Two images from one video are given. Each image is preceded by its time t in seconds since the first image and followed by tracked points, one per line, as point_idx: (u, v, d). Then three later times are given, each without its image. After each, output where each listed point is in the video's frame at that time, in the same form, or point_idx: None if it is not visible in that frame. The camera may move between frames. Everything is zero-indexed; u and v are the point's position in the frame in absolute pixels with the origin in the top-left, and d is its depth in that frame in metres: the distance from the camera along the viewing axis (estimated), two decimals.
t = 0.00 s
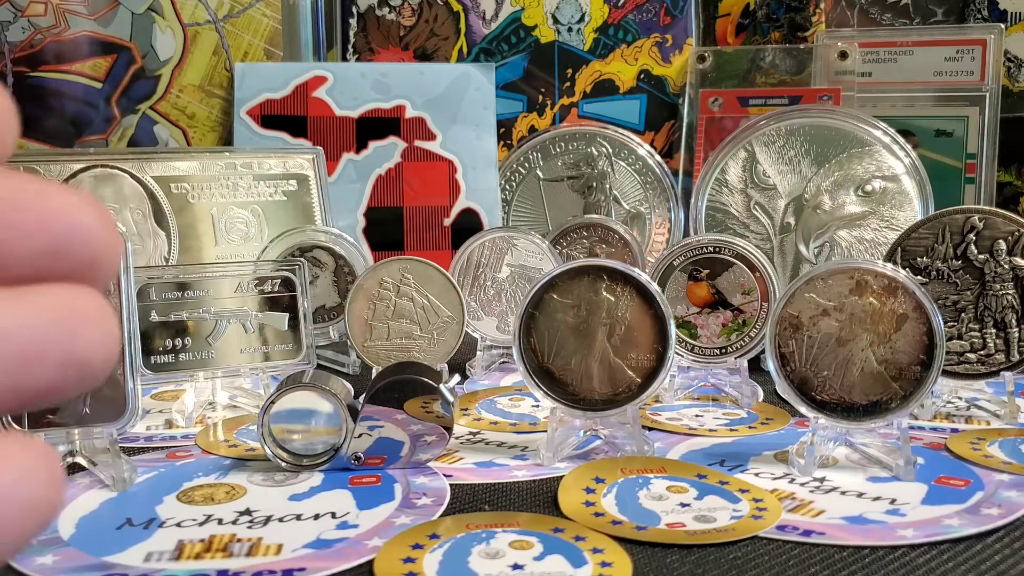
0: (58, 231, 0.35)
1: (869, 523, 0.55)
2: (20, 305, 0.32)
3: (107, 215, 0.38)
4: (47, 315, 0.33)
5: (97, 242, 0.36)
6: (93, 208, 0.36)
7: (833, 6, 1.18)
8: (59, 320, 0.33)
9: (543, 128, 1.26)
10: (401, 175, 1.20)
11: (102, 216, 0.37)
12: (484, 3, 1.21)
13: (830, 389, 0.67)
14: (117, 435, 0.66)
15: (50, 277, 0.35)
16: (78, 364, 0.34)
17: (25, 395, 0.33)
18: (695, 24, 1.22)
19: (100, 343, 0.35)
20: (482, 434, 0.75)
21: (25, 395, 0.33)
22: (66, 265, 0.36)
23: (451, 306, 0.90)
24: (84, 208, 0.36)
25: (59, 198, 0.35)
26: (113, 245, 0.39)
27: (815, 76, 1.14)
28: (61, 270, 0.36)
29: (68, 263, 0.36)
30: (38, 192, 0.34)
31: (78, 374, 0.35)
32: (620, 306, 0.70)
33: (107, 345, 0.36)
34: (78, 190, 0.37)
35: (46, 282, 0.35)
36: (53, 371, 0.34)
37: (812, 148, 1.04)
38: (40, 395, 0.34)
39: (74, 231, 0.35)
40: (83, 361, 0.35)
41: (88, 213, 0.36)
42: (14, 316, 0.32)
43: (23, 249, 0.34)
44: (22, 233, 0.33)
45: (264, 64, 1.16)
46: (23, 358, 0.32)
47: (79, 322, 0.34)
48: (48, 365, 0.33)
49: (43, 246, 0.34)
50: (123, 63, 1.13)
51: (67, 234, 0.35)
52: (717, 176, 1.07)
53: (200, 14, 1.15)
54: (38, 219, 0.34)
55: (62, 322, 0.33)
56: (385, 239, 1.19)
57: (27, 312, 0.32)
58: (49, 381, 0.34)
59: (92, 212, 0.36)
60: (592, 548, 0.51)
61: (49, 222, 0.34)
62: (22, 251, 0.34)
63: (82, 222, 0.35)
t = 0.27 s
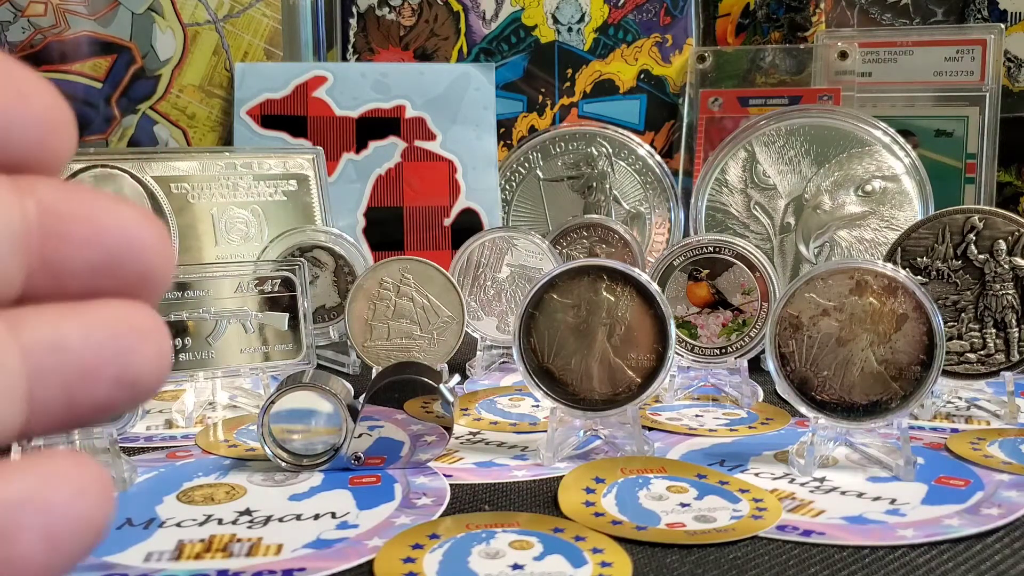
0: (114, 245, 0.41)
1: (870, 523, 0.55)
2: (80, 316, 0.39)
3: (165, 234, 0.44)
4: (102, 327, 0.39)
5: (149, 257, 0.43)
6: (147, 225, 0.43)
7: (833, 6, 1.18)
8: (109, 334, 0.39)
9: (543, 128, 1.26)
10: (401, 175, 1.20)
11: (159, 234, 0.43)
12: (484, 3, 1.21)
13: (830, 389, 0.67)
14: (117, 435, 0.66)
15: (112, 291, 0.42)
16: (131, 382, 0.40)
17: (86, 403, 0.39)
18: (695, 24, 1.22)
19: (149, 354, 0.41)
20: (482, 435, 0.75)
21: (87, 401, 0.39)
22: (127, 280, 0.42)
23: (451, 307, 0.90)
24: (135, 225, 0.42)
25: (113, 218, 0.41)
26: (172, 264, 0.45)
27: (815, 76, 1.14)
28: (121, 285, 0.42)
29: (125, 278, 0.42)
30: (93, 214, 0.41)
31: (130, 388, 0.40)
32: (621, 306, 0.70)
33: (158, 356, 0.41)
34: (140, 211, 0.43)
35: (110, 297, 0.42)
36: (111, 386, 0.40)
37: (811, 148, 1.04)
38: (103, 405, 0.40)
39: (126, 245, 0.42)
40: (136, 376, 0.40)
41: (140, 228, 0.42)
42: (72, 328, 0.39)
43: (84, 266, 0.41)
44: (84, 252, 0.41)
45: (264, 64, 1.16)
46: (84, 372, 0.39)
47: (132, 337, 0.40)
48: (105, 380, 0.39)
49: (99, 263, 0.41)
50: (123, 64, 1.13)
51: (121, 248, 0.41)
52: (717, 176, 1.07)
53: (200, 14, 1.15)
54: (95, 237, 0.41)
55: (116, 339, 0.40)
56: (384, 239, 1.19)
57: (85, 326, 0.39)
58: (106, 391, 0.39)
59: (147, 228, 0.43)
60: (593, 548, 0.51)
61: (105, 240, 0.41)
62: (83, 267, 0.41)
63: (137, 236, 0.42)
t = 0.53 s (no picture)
0: (189, 281, 0.33)
1: (870, 523, 0.55)
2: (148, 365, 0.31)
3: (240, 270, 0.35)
4: (169, 370, 0.31)
5: (223, 294, 0.34)
6: (225, 261, 0.34)
7: (833, 6, 1.18)
8: (180, 380, 0.31)
9: (543, 127, 1.26)
10: (401, 175, 1.20)
11: (233, 270, 0.35)
12: (484, 3, 1.21)
13: (830, 388, 0.67)
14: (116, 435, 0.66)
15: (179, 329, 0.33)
16: (193, 433, 0.32)
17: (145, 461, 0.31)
18: (695, 24, 1.22)
19: (223, 403, 0.33)
20: (482, 434, 0.75)
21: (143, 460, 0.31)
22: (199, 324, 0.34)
23: (451, 307, 0.90)
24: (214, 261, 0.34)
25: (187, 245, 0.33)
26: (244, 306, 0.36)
27: (815, 76, 1.14)
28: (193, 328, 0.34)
29: (191, 316, 0.33)
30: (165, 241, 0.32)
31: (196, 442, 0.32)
32: (620, 306, 0.70)
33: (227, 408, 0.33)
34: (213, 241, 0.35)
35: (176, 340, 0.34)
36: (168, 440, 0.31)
37: (812, 148, 1.04)
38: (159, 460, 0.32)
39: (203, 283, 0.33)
40: (201, 428, 0.32)
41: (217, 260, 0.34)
42: (133, 380, 0.30)
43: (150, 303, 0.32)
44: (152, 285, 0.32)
45: (264, 64, 1.16)
46: (141, 423, 0.30)
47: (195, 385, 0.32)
48: (166, 431, 0.31)
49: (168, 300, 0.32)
50: (123, 64, 1.13)
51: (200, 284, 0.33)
52: (717, 176, 1.07)
53: (200, 14, 1.15)
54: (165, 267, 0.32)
55: (179, 384, 0.31)
56: (385, 239, 1.19)
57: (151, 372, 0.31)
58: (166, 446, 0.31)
59: (221, 262, 0.34)
60: (592, 548, 0.51)
61: (180, 272, 0.32)
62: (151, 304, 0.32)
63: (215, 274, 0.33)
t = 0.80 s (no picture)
0: (210, 280, 0.33)
1: (869, 523, 0.55)
2: (170, 361, 0.31)
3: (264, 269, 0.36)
4: (192, 369, 0.32)
5: (246, 292, 0.34)
6: (248, 258, 0.34)
7: (833, 6, 1.18)
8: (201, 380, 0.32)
9: (543, 127, 1.26)
10: (401, 175, 1.20)
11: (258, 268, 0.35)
12: (484, 3, 1.21)
13: (830, 389, 0.67)
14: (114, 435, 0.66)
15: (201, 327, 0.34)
16: (215, 435, 0.32)
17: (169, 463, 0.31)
18: (695, 24, 1.22)
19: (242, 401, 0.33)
20: (482, 435, 0.75)
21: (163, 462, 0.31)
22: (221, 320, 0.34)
23: (451, 307, 0.90)
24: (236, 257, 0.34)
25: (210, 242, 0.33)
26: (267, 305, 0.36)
27: (815, 75, 1.13)
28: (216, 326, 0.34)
29: (214, 315, 0.34)
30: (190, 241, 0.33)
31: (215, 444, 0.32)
32: (620, 307, 0.70)
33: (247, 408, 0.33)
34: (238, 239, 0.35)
35: (196, 339, 0.34)
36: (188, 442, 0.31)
37: (812, 148, 1.04)
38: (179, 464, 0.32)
39: (225, 280, 0.33)
40: (221, 431, 0.32)
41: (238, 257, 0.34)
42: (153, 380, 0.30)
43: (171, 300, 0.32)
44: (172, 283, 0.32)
45: (264, 64, 1.16)
46: (160, 424, 0.31)
47: (216, 384, 0.32)
48: (185, 435, 0.31)
49: (189, 296, 0.33)
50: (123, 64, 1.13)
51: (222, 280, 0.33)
52: (717, 176, 1.07)
53: (200, 15, 1.15)
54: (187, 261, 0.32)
55: (199, 384, 0.31)
56: (385, 239, 1.19)
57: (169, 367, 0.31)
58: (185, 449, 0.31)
59: (247, 259, 0.34)
60: (592, 548, 0.51)
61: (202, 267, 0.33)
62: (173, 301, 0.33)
63: (236, 271, 0.33)
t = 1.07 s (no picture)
0: (214, 273, 0.32)
1: (869, 523, 0.55)
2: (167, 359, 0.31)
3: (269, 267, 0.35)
4: (190, 369, 0.31)
5: (250, 287, 0.33)
6: (252, 253, 0.34)
7: (833, 6, 1.18)
8: (201, 375, 0.31)
9: (543, 127, 1.26)
10: (401, 175, 1.20)
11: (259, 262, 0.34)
12: (484, 3, 1.21)
13: (830, 389, 0.67)
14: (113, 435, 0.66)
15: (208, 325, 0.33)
16: (216, 435, 0.31)
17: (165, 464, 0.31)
18: (695, 24, 1.22)
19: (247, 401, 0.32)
20: (482, 434, 0.75)
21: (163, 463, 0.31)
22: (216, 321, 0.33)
23: (452, 307, 0.90)
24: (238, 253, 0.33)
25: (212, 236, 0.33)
26: (271, 302, 0.36)
27: (815, 75, 1.13)
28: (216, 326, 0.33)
29: (220, 311, 0.33)
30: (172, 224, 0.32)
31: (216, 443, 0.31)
32: (620, 306, 0.70)
33: (249, 406, 0.32)
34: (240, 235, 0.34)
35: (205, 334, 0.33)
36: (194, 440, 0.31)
37: (812, 148, 1.04)
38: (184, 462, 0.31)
39: (232, 276, 0.32)
40: (222, 428, 0.32)
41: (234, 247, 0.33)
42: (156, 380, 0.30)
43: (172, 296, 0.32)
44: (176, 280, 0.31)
45: (264, 64, 1.16)
46: (164, 422, 0.30)
47: (217, 387, 0.31)
48: (191, 431, 0.31)
49: (191, 294, 0.32)
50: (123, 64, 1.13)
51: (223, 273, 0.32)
52: (717, 176, 1.07)
53: (200, 15, 1.15)
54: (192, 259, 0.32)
55: (200, 387, 0.31)
56: (385, 239, 1.19)
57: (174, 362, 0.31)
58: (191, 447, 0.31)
59: (250, 257, 0.33)
60: (593, 548, 0.51)
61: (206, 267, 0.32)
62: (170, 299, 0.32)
63: (240, 267, 0.33)
